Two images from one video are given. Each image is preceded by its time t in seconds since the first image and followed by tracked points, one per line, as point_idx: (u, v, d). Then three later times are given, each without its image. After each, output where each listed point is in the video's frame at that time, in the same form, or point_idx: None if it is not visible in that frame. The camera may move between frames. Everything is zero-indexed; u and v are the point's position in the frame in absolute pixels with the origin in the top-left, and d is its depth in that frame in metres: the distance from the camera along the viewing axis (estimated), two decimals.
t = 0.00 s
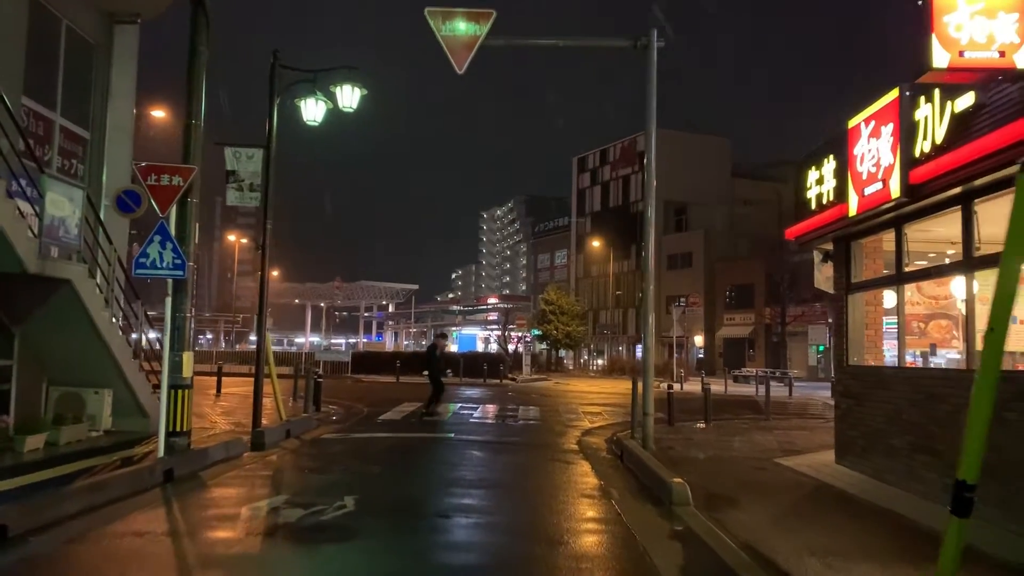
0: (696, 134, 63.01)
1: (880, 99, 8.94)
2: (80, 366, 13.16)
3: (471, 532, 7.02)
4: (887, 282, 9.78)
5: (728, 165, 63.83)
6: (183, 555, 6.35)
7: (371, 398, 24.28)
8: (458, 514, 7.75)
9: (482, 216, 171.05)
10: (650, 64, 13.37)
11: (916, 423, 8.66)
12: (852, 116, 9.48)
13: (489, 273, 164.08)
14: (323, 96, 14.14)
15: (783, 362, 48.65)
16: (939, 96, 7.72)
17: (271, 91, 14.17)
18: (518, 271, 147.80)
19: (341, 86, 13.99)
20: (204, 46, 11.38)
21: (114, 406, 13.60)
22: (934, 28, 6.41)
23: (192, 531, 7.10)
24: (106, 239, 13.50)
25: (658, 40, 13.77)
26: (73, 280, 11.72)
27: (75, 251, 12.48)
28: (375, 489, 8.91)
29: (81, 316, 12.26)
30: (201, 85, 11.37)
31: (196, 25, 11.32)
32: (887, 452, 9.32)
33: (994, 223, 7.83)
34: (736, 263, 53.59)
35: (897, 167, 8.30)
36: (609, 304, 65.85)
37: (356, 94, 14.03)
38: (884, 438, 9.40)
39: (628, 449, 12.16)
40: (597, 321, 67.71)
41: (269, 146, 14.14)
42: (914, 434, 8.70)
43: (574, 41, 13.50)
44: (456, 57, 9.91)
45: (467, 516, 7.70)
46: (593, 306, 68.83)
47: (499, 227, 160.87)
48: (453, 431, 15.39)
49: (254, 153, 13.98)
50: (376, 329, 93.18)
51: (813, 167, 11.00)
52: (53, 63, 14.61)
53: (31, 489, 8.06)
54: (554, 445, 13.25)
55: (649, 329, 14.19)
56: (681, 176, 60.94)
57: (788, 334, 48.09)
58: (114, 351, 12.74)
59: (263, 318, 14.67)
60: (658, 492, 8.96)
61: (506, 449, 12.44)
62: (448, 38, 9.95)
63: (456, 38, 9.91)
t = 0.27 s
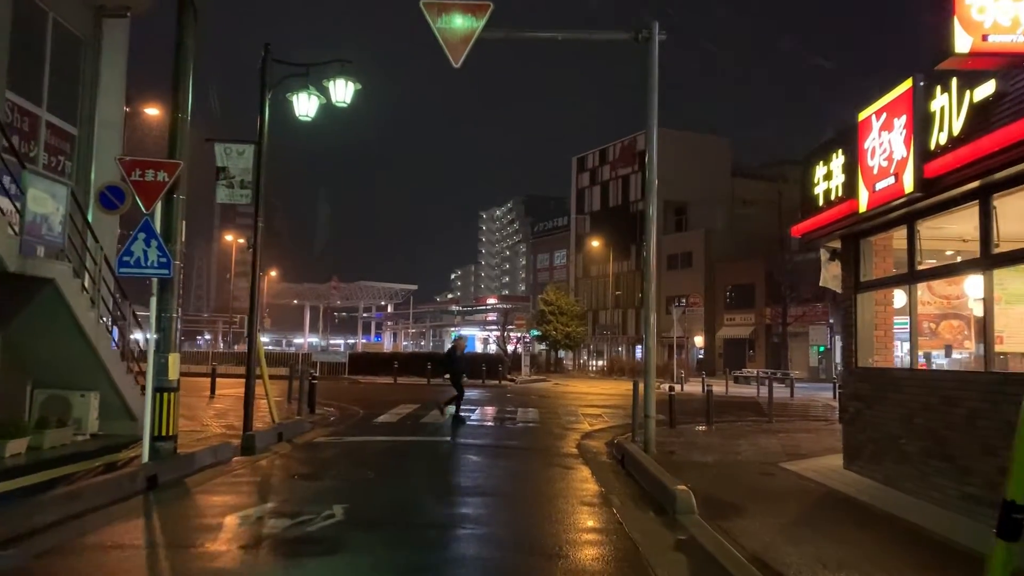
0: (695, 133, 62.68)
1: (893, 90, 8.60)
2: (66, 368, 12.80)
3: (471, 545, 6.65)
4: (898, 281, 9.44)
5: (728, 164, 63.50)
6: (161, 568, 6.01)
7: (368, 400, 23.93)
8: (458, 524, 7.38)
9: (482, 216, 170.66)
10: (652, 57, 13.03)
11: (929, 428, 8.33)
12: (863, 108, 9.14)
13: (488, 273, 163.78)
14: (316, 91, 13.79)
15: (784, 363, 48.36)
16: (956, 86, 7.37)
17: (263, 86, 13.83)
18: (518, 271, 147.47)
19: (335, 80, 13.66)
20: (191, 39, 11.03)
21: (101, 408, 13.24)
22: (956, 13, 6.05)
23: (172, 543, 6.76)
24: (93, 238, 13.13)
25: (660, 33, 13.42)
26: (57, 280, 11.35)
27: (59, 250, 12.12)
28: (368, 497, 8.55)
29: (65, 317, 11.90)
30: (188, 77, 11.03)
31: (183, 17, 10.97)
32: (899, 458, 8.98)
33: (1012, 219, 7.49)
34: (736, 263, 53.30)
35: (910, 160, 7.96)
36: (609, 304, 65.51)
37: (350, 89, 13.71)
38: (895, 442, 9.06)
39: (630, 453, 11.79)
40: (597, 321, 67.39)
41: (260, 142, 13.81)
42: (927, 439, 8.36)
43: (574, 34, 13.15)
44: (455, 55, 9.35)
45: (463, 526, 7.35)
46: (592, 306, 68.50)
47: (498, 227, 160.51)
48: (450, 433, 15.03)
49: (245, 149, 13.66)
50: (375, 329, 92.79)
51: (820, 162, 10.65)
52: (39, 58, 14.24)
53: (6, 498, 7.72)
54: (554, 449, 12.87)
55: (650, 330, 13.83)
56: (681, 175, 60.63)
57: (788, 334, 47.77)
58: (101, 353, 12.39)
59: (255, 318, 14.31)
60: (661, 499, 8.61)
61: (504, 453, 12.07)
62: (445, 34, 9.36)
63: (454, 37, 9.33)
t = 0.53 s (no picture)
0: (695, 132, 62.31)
1: (905, 76, 8.21)
2: (49, 368, 12.37)
3: (464, 556, 6.23)
4: (909, 277, 9.04)
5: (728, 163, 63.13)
6: None
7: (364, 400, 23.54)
8: (451, 533, 6.96)
9: (481, 216, 170.28)
10: (652, 47, 12.64)
11: (943, 430, 7.95)
12: (873, 96, 8.75)
13: (487, 272, 163.36)
14: (306, 83, 13.39)
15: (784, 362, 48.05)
16: (973, 69, 6.98)
17: (252, 77, 13.44)
18: (517, 271, 147.10)
19: (325, 72, 13.26)
20: (174, 27, 10.64)
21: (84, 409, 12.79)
22: None
23: (143, 552, 6.37)
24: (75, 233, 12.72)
25: (661, 22, 13.03)
26: (35, 275, 10.95)
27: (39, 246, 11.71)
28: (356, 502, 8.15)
29: (46, 314, 11.49)
30: (171, 62, 10.64)
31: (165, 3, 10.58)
32: (910, 461, 8.63)
33: None
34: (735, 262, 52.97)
35: (924, 149, 7.58)
36: (608, 303, 65.12)
37: (341, 81, 13.31)
38: (907, 445, 8.67)
39: (630, 455, 11.38)
40: (596, 320, 66.99)
41: (249, 135, 13.41)
42: (940, 441, 8.01)
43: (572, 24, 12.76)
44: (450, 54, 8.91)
45: (454, 535, 6.94)
46: (591, 306, 68.13)
47: (497, 227, 160.14)
48: (444, 435, 14.61)
49: (233, 142, 13.27)
50: (374, 329, 92.37)
51: (827, 154, 10.26)
52: (21, 48, 13.84)
53: None
54: (550, 451, 12.46)
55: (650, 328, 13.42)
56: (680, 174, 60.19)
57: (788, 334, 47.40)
58: (83, 351, 11.99)
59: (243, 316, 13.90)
60: (663, 505, 8.22)
61: (500, 455, 11.67)
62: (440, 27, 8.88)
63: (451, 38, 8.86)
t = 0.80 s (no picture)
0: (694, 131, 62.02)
1: (918, 67, 7.91)
2: (34, 369, 12.02)
3: (460, 570, 5.91)
4: (921, 276, 8.72)
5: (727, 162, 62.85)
6: None
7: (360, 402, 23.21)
8: (447, 545, 6.63)
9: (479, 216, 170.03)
10: (654, 40, 12.34)
11: (958, 435, 7.65)
12: (884, 89, 8.44)
13: (485, 273, 163.04)
14: (299, 77, 13.07)
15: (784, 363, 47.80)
16: (992, 58, 6.65)
17: (244, 71, 13.12)
18: (515, 271, 146.85)
19: (319, 66, 12.95)
20: (161, 19, 10.32)
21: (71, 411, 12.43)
22: None
23: (121, 566, 6.05)
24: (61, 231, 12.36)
25: (663, 15, 12.72)
26: (19, 273, 10.60)
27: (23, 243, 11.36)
28: (347, 511, 7.83)
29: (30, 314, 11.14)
30: (158, 51, 10.32)
31: None
32: (922, 467, 8.34)
33: None
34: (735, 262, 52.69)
35: (940, 142, 7.27)
36: (607, 303, 64.81)
37: (335, 75, 13.00)
38: (920, 450, 8.36)
39: (631, 459, 11.05)
40: (595, 321, 66.66)
41: (240, 130, 13.09)
42: (954, 447, 7.72)
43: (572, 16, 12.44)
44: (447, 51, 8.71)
45: (451, 546, 6.61)
46: (590, 306, 67.81)
47: (496, 227, 159.89)
48: (441, 438, 14.27)
49: (225, 138, 12.95)
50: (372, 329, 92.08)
51: (834, 149, 9.94)
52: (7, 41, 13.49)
53: None
54: (549, 455, 12.13)
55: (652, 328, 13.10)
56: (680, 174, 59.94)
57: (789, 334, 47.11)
58: (69, 351, 11.65)
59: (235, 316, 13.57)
60: (666, 512, 7.90)
61: (498, 460, 11.33)
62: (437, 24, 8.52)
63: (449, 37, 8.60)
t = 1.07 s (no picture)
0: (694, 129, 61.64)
1: (938, 54, 7.54)
2: (16, 371, 11.60)
3: None
4: (939, 273, 8.33)
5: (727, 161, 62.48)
6: None
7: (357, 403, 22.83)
8: (444, 559, 6.22)
9: (478, 215, 169.75)
10: (659, 31, 11.96)
11: (982, 440, 7.26)
12: (901, 78, 8.07)
13: (483, 272, 162.68)
14: (292, 68, 12.68)
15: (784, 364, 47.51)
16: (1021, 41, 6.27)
17: (235, 63, 12.74)
18: (514, 271, 146.57)
19: (312, 57, 12.56)
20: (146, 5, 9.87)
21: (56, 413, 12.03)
22: None
23: None
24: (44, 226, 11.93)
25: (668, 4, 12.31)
26: None
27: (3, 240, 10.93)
28: (338, 521, 7.42)
29: (11, 313, 10.71)
30: (143, 48, 9.84)
31: None
32: (943, 474, 7.97)
33: None
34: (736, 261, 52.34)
35: (965, 131, 6.88)
36: (606, 303, 64.43)
37: (329, 66, 12.61)
38: (941, 455, 7.97)
39: (635, 464, 10.65)
40: (594, 320, 66.28)
41: (231, 123, 12.71)
42: (978, 453, 7.34)
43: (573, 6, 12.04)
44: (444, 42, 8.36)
45: (449, 561, 6.20)
46: (589, 306, 67.43)
47: (494, 227, 159.63)
48: (438, 441, 13.85)
49: (215, 131, 12.57)
50: (370, 330, 91.75)
51: (847, 141, 9.55)
52: None
53: None
54: (549, 459, 11.73)
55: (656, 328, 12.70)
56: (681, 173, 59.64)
57: (790, 334, 46.76)
58: (52, 351, 11.24)
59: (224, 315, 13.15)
60: (674, 522, 7.50)
61: (496, 465, 10.92)
62: (437, 22, 8.09)
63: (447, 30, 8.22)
